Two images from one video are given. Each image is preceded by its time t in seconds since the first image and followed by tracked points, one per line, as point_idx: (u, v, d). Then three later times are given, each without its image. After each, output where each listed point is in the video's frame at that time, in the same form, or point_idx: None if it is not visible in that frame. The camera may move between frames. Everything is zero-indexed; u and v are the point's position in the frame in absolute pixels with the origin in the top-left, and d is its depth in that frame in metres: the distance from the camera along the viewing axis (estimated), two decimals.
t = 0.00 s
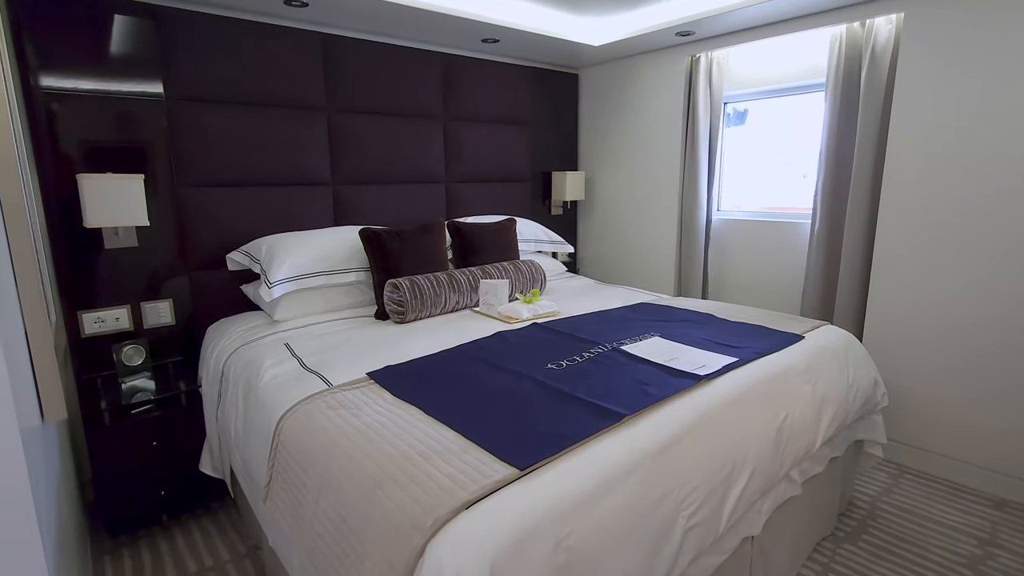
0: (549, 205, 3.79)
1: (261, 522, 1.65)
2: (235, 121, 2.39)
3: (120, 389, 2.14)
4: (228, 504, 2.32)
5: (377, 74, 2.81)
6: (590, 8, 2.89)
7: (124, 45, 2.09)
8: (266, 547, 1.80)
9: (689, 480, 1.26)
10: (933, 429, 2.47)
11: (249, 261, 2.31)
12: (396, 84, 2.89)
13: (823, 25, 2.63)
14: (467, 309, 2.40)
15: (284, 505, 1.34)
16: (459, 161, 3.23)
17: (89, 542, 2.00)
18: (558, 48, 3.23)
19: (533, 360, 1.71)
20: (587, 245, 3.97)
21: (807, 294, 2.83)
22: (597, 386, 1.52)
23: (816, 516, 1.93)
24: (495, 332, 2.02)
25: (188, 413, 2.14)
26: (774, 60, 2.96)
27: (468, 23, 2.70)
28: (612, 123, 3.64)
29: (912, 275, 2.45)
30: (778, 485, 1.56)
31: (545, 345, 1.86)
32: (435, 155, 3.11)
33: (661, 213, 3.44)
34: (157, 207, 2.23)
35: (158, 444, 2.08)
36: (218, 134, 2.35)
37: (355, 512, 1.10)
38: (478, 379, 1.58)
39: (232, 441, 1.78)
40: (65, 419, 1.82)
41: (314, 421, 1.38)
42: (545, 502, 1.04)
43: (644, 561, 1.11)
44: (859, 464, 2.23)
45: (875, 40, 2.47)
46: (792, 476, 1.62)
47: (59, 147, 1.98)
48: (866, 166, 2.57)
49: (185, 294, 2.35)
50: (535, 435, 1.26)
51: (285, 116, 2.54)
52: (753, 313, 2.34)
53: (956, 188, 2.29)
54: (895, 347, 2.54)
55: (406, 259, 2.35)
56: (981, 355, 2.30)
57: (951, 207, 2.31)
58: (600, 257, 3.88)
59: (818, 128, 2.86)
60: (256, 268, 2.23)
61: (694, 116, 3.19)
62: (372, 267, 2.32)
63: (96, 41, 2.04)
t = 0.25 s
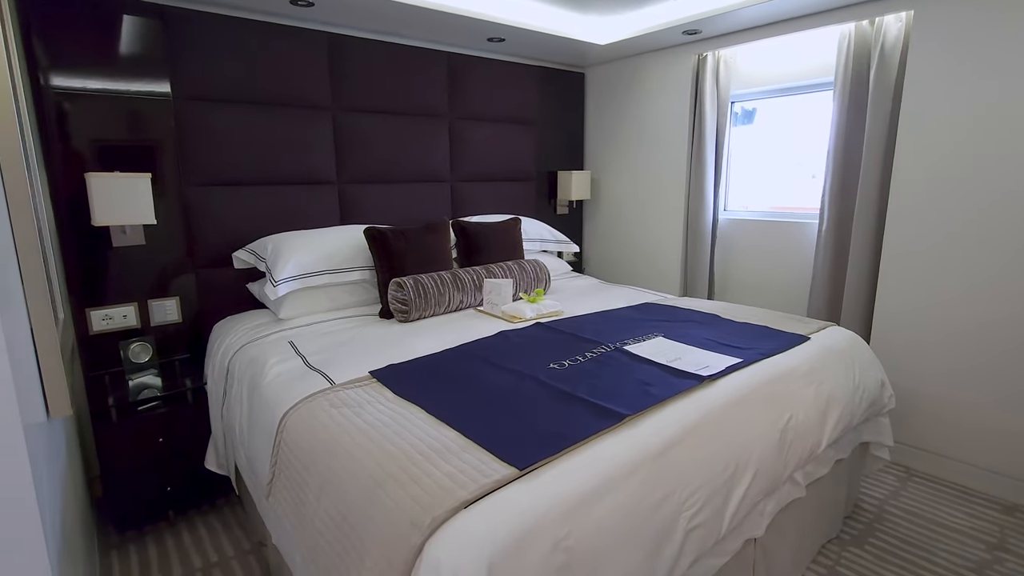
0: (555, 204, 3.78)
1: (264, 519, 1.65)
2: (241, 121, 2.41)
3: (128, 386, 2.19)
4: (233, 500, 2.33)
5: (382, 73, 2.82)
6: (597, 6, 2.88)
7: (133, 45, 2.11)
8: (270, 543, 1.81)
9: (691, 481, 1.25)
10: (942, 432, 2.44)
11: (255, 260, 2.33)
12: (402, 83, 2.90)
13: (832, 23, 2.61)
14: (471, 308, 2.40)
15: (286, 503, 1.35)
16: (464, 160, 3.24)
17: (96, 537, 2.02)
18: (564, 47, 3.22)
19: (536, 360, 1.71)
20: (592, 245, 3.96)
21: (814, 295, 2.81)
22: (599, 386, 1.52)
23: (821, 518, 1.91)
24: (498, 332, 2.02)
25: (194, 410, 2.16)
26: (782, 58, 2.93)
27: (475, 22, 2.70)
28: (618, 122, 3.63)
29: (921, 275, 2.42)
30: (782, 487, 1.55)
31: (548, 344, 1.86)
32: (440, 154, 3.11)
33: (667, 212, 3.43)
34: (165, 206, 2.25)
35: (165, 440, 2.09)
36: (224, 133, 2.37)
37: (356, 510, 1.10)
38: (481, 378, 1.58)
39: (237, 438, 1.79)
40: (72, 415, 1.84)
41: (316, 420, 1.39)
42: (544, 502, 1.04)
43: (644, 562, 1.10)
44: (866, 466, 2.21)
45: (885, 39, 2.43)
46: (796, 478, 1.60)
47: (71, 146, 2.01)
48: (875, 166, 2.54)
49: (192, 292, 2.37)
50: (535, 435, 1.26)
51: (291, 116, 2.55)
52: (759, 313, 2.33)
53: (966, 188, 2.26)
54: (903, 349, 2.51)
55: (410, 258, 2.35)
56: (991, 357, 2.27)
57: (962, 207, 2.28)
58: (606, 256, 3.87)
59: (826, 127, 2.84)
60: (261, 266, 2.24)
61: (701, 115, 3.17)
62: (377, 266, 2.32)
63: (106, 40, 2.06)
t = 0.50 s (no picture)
0: (561, 204, 3.77)
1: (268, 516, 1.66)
2: (248, 121, 2.42)
3: (136, 384, 2.20)
4: (239, 497, 2.35)
5: (388, 73, 2.83)
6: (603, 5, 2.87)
7: (142, 45, 2.13)
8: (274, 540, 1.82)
9: (692, 482, 1.24)
10: (950, 435, 2.41)
11: (261, 258, 2.35)
12: (407, 83, 2.90)
13: (840, 21, 2.58)
14: (475, 308, 2.41)
15: (289, 500, 1.36)
16: (470, 159, 3.24)
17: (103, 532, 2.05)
18: (570, 47, 3.21)
19: (539, 360, 1.71)
20: (598, 245, 3.95)
21: (822, 295, 2.79)
22: (602, 387, 1.52)
23: (827, 521, 1.89)
24: (502, 331, 2.01)
25: (200, 408, 2.18)
26: (790, 57, 2.91)
27: (480, 22, 2.70)
28: (624, 121, 3.61)
29: (930, 276, 2.39)
30: (786, 489, 1.54)
31: (551, 344, 1.86)
32: (446, 154, 3.11)
33: (673, 212, 3.41)
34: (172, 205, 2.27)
35: (171, 437, 2.11)
36: (231, 133, 2.38)
37: (357, 509, 1.11)
38: (483, 378, 1.58)
39: (242, 436, 1.80)
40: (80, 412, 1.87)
41: (319, 418, 1.39)
42: (544, 502, 1.03)
43: (645, 563, 1.10)
44: (872, 468, 2.19)
45: (894, 36, 2.41)
46: (801, 480, 1.59)
47: (82, 146, 2.03)
48: (883, 165, 2.51)
49: (199, 291, 2.39)
50: (536, 435, 1.26)
51: (297, 115, 2.56)
52: (765, 314, 2.31)
53: (976, 188, 2.23)
54: (911, 351, 2.49)
55: (415, 257, 2.36)
56: (1001, 360, 2.24)
57: (972, 207, 2.25)
58: (611, 256, 3.86)
59: (834, 127, 2.81)
60: (267, 265, 2.26)
61: (707, 115, 3.16)
62: (381, 265, 2.33)
63: (116, 41, 2.08)
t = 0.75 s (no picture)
0: (566, 203, 3.77)
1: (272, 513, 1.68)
2: (254, 121, 2.44)
3: (143, 381, 2.19)
4: (245, 494, 2.37)
5: (393, 73, 2.84)
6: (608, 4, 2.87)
7: (151, 45, 2.15)
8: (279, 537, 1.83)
9: (694, 483, 1.24)
10: (959, 437, 2.39)
11: (267, 258, 2.36)
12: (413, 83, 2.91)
13: (849, 19, 2.56)
14: (479, 307, 2.41)
15: (292, 498, 1.37)
16: (475, 159, 3.24)
17: (111, 528, 2.07)
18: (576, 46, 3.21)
19: (541, 359, 1.71)
20: (603, 244, 3.95)
21: (828, 296, 2.77)
22: (604, 386, 1.51)
23: (832, 523, 1.88)
24: (505, 331, 2.02)
25: (206, 406, 2.20)
26: (798, 55, 2.89)
27: (485, 22, 2.70)
28: (630, 120, 3.60)
29: (938, 277, 2.37)
30: (790, 490, 1.53)
31: (554, 344, 1.86)
32: (451, 153, 3.12)
33: (679, 212, 3.40)
34: (180, 204, 2.29)
35: (177, 434, 2.13)
36: (237, 133, 2.40)
37: (357, 507, 1.11)
38: (486, 377, 1.58)
39: (247, 433, 1.81)
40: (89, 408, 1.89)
41: (322, 416, 1.40)
42: (543, 501, 1.04)
43: (645, 564, 1.09)
44: (879, 470, 2.17)
45: (902, 34, 2.39)
46: (805, 481, 1.58)
47: (92, 145, 2.06)
48: (891, 165, 2.49)
49: (206, 290, 2.41)
50: (537, 434, 1.26)
51: (303, 115, 2.58)
52: (771, 314, 2.29)
53: (986, 188, 2.20)
54: (919, 352, 2.46)
55: (419, 257, 2.36)
56: (1011, 362, 2.21)
57: (981, 207, 2.22)
58: (617, 256, 3.85)
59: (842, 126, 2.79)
60: (273, 264, 2.27)
61: (714, 114, 3.14)
62: (386, 264, 2.34)
63: (125, 42, 2.10)
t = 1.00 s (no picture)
0: (572, 203, 3.77)
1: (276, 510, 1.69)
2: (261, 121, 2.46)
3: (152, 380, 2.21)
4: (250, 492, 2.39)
5: (398, 73, 2.85)
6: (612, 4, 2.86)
7: (159, 46, 2.17)
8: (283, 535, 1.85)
9: (696, 484, 1.23)
10: (967, 439, 2.36)
11: (273, 257, 2.38)
12: (418, 83, 2.92)
13: (856, 18, 2.54)
14: (484, 307, 2.41)
15: (295, 496, 1.38)
16: (480, 159, 3.25)
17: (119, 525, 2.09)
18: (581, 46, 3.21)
19: (544, 359, 1.71)
20: (609, 244, 3.94)
21: (835, 296, 2.75)
22: (607, 387, 1.51)
23: (837, 525, 1.87)
24: (509, 331, 2.02)
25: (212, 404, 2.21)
26: (804, 54, 2.87)
27: (490, 22, 2.71)
28: (635, 120, 3.60)
29: (947, 277, 2.35)
30: (794, 492, 1.52)
31: (558, 344, 1.86)
32: (456, 153, 3.13)
33: (684, 212, 3.39)
34: (187, 204, 2.31)
35: (184, 432, 2.15)
36: (244, 133, 2.42)
37: (359, 505, 1.12)
38: (488, 376, 1.58)
39: (252, 432, 1.83)
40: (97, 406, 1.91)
41: (325, 415, 1.41)
42: (544, 501, 1.04)
43: (646, 564, 1.09)
44: (886, 472, 2.16)
45: (910, 33, 2.37)
46: (810, 482, 1.57)
47: (102, 146, 2.08)
48: (899, 164, 2.47)
49: (213, 289, 2.43)
50: (539, 434, 1.26)
51: (308, 116, 2.59)
52: (776, 315, 2.28)
53: (994, 187, 2.18)
54: (927, 353, 2.44)
55: (424, 256, 2.37)
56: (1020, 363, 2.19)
57: (990, 207, 2.20)
58: (622, 256, 3.84)
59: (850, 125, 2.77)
60: (279, 264, 2.29)
61: (719, 114, 3.13)
62: (391, 264, 2.35)
63: (134, 43, 2.12)
